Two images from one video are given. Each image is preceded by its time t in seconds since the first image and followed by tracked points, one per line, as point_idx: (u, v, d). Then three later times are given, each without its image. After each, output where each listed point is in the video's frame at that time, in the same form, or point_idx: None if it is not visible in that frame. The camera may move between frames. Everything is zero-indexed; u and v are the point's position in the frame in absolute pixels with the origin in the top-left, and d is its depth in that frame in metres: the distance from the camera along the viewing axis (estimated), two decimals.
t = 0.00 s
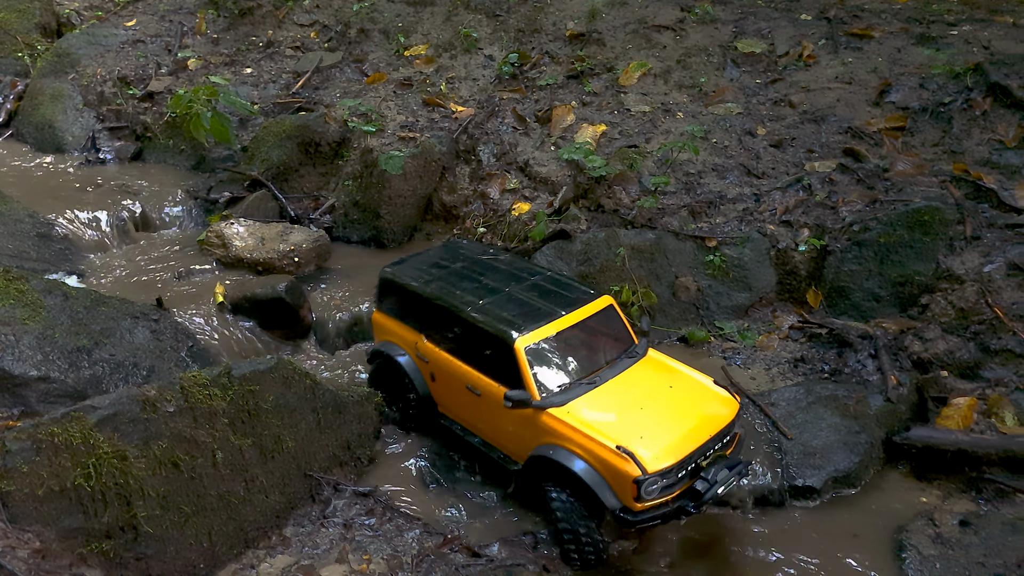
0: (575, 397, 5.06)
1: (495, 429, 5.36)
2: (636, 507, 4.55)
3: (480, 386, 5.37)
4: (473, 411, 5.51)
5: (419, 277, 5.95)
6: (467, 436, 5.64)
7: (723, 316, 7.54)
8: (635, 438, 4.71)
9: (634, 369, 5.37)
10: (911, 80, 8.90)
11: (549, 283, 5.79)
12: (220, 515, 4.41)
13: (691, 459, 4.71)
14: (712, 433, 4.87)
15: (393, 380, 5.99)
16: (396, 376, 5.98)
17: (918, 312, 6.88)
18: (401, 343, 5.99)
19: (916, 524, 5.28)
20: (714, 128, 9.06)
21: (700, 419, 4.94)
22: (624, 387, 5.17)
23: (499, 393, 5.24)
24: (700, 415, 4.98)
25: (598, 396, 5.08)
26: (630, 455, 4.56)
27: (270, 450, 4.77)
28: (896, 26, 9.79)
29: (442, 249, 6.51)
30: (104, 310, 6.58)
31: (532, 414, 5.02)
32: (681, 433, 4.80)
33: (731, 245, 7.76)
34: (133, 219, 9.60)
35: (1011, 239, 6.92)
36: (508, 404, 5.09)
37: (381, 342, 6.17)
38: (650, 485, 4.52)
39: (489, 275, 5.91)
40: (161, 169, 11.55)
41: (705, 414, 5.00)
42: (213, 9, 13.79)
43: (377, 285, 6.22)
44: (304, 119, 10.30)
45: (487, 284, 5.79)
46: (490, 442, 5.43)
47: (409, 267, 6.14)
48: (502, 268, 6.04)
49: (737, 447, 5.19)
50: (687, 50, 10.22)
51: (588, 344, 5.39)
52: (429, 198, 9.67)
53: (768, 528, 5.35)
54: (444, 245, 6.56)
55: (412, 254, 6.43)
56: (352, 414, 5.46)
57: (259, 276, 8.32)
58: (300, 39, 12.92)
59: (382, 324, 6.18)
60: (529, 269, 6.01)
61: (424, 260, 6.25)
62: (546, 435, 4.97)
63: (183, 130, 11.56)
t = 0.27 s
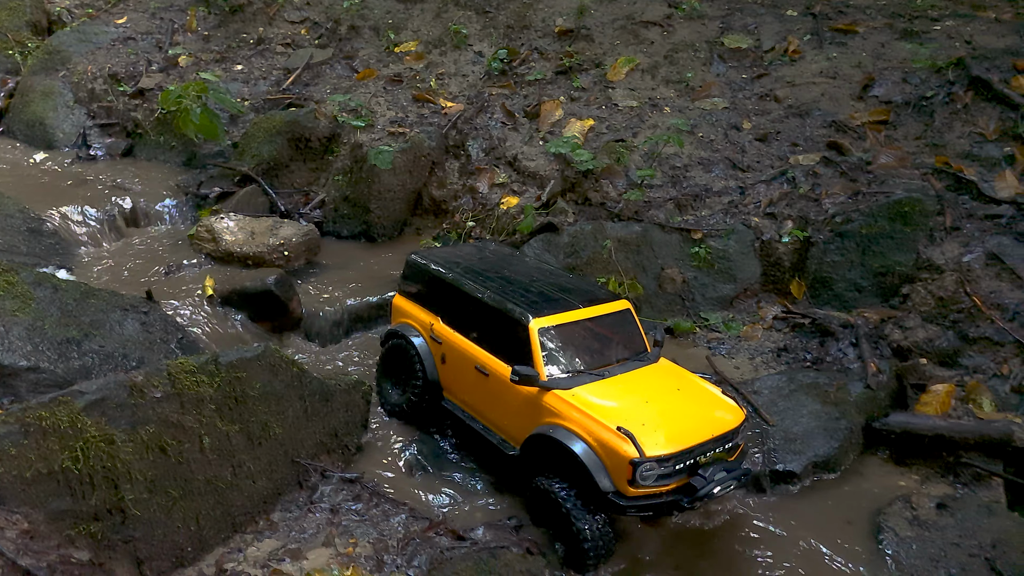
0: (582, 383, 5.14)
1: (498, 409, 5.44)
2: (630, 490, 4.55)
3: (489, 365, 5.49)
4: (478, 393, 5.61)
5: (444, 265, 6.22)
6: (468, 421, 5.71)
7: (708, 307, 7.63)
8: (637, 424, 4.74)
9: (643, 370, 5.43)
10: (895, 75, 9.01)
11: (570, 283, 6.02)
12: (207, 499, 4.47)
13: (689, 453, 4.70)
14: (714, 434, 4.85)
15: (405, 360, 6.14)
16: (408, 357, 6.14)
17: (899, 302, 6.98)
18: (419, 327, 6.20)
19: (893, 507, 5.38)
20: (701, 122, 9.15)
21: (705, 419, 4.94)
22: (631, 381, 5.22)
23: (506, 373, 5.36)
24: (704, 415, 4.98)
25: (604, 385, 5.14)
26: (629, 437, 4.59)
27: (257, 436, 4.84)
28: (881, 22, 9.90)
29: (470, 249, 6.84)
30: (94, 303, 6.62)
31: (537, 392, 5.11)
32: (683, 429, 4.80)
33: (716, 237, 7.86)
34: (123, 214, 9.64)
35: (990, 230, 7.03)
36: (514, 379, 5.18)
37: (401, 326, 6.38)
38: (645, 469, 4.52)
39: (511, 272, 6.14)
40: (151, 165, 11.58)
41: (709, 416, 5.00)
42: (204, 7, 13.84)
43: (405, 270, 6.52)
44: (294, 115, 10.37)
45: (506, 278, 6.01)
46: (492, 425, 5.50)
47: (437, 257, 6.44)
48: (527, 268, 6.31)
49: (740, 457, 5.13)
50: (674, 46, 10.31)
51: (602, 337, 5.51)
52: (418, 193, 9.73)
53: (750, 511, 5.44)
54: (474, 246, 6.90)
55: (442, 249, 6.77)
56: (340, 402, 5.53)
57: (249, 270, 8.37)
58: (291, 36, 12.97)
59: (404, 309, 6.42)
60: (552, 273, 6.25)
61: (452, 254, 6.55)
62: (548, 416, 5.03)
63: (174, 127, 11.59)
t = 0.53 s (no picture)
0: (570, 380, 5.17)
1: (487, 405, 5.50)
2: (615, 490, 4.60)
3: (478, 361, 5.54)
4: (468, 389, 5.66)
5: (434, 259, 6.26)
6: (459, 415, 5.77)
7: (689, 298, 7.74)
8: (623, 423, 4.77)
9: (632, 366, 5.46)
10: (874, 70, 9.15)
11: (559, 276, 6.05)
12: (191, 482, 4.58)
13: (675, 452, 4.73)
14: (700, 432, 4.88)
15: (396, 353, 6.20)
16: (399, 350, 6.19)
17: (875, 292, 7.12)
18: (410, 320, 6.24)
19: (864, 489, 5.52)
20: (684, 117, 9.28)
21: (691, 417, 4.97)
22: (619, 378, 5.26)
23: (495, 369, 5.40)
24: (691, 413, 5.01)
25: (592, 382, 5.18)
26: (615, 437, 4.62)
27: (241, 421, 4.94)
28: (861, 18, 10.04)
29: (462, 240, 6.88)
30: (81, 294, 6.70)
31: (525, 390, 5.15)
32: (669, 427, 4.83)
33: (697, 229, 7.98)
34: (112, 209, 9.75)
35: (963, 221, 7.18)
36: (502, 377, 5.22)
37: (393, 318, 6.43)
38: (631, 469, 4.56)
39: (501, 266, 6.18)
40: (141, 161, 11.65)
41: (695, 414, 5.02)
42: (194, 4, 13.92)
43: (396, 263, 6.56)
44: (282, 111, 10.45)
45: (495, 273, 6.05)
46: (481, 419, 5.55)
47: (428, 251, 6.47)
48: (517, 261, 6.35)
49: (727, 454, 5.12)
50: (658, 42, 10.43)
51: (591, 334, 5.54)
52: (405, 187, 9.83)
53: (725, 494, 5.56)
54: (466, 238, 6.94)
55: (434, 242, 6.81)
56: (323, 389, 5.63)
57: (236, 263, 8.45)
58: (280, 33, 13.06)
59: (396, 301, 6.46)
60: (542, 265, 6.28)
61: (443, 247, 6.59)
62: (536, 414, 5.07)
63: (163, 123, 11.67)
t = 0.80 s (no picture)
0: (552, 375, 5.20)
1: (471, 397, 5.53)
2: (594, 484, 4.63)
3: (463, 354, 5.56)
4: (453, 382, 5.68)
5: (421, 252, 6.27)
6: (444, 407, 5.79)
7: (669, 290, 7.86)
8: (603, 418, 4.80)
9: (615, 360, 5.48)
10: (853, 66, 9.29)
11: (545, 271, 6.09)
12: (172, 464, 4.68)
13: (655, 448, 4.75)
14: (680, 427, 4.89)
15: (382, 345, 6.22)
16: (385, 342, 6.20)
17: (850, 282, 7.25)
18: (397, 312, 6.25)
19: (833, 472, 5.66)
20: (666, 112, 9.40)
21: (671, 412, 4.98)
22: (601, 373, 5.28)
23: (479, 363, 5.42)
24: (671, 408, 5.02)
25: (574, 377, 5.20)
26: (594, 432, 4.64)
27: (221, 406, 5.04)
28: (841, 15, 10.18)
29: (450, 233, 6.90)
30: (67, 286, 6.75)
31: (508, 384, 5.17)
32: (648, 422, 4.85)
33: (677, 222, 8.10)
34: (100, 204, 9.80)
35: (936, 213, 7.32)
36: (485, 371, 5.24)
37: (379, 310, 6.44)
38: (610, 463, 4.59)
39: (487, 260, 6.20)
40: (130, 157, 11.73)
41: (676, 409, 5.04)
42: (184, 2, 14.00)
43: (385, 254, 6.57)
44: (270, 106, 10.54)
45: (481, 266, 6.08)
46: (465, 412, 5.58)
47: (415, 244, 6.49)
48: (504, 255, 6.37)
49: (705, 448, 5.14)
50: (642, 39, 10.56)
51: (576, 328, 5.56)
52: (392, 182, 9.92)
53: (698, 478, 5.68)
54: (454, 231, 6.96)
55: (422, 235, 6.83)
56: (304, 376, 5.73)
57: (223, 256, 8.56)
58: (269, 30, 13.15)
59: (383, 293, 6.47)
60: (529, 259, 6.30)
61: (431, 241, 6.61)
62: (518, 407, 5.10)
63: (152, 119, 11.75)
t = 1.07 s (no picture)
0: (537, 376, 5.21)
1: (456, 394, 5.54)
2: (575, 487, 4.66)
3: (449, 352, 5.56)
4: (438, 378, 5.69)
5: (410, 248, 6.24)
6: (430, 403, 5.80)
7: (650, 283, 7.96)
8: (587, 421, 4.82)
9: (600, 362, 5.49)
10: (833, 62, 9.41)
11: (535, 269, 6.06)
12: (152, 450, 4.78)
13: (636, 451, 4.77)
14: (662, 432, 4.91)
15: (369, 338, 6.21)
16: (372, 335, 6.20)
17: (826, 275, 7.37)
18: (385, 306, 6.24)
19: (805, 459, 5.79)
20: (649, 108, 9.51)
21: (655, 417, 5.00)
22: (586, 375, 5.29)
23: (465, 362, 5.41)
24: (654, 413, 5.04)
25: (559, 378, 5.22)
26: (577, 435, 4.66)
27: (202, 393, 5.14)
28: (823, 12, 10.29)
29: (440, 227, 6.87)
30: (53, 279, 6.75)
31: (493, 383, 5.18)
32: (631, 426, 4.86)
33: (658, 216, 8.20)
34: (89, 200, 9.88)
35: (911, 206, 7.44)
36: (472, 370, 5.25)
37: (367, 303, 6.44)
38: (591, 466, 4.61)
39: (477, 257, 6.18)
40: (120, 154, 11.79)
41: (658, 414, 5.06)
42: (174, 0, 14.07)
43: (375, 248, 6.54)
44: (258, 103, 10.62)
45: (470, 263, 6.05)
46: (450, 409, 5.59)
47: (406, 238, 6.46)
48: (494, 251, 6.35)
49: (687, 452, 5.16)
50: (626, 36, 10.66)
51: (563, 329, 5.56)
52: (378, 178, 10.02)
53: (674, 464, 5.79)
54: (445, 225, 6.93)
55: (413, 228, 6.80)
56: (285, 366, 5.83)
57: (210, 251, 8.64)
58: (259, 28, 13.23)
59: (373, 286, 6.46)
60: (519, 256, 6.27)
61: (421, 235, 6.58)
62: (502, 407, 5.11)
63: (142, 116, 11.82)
